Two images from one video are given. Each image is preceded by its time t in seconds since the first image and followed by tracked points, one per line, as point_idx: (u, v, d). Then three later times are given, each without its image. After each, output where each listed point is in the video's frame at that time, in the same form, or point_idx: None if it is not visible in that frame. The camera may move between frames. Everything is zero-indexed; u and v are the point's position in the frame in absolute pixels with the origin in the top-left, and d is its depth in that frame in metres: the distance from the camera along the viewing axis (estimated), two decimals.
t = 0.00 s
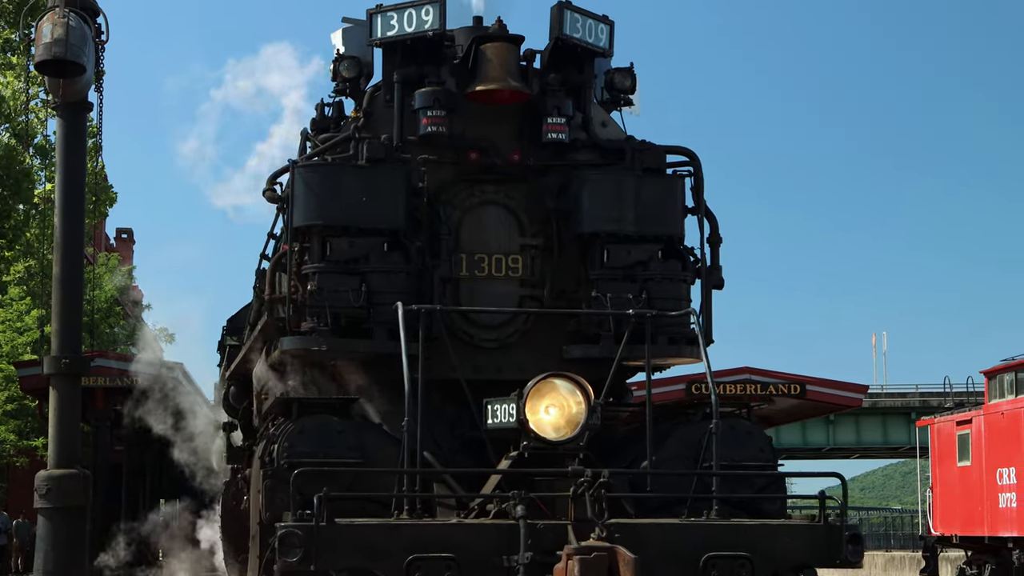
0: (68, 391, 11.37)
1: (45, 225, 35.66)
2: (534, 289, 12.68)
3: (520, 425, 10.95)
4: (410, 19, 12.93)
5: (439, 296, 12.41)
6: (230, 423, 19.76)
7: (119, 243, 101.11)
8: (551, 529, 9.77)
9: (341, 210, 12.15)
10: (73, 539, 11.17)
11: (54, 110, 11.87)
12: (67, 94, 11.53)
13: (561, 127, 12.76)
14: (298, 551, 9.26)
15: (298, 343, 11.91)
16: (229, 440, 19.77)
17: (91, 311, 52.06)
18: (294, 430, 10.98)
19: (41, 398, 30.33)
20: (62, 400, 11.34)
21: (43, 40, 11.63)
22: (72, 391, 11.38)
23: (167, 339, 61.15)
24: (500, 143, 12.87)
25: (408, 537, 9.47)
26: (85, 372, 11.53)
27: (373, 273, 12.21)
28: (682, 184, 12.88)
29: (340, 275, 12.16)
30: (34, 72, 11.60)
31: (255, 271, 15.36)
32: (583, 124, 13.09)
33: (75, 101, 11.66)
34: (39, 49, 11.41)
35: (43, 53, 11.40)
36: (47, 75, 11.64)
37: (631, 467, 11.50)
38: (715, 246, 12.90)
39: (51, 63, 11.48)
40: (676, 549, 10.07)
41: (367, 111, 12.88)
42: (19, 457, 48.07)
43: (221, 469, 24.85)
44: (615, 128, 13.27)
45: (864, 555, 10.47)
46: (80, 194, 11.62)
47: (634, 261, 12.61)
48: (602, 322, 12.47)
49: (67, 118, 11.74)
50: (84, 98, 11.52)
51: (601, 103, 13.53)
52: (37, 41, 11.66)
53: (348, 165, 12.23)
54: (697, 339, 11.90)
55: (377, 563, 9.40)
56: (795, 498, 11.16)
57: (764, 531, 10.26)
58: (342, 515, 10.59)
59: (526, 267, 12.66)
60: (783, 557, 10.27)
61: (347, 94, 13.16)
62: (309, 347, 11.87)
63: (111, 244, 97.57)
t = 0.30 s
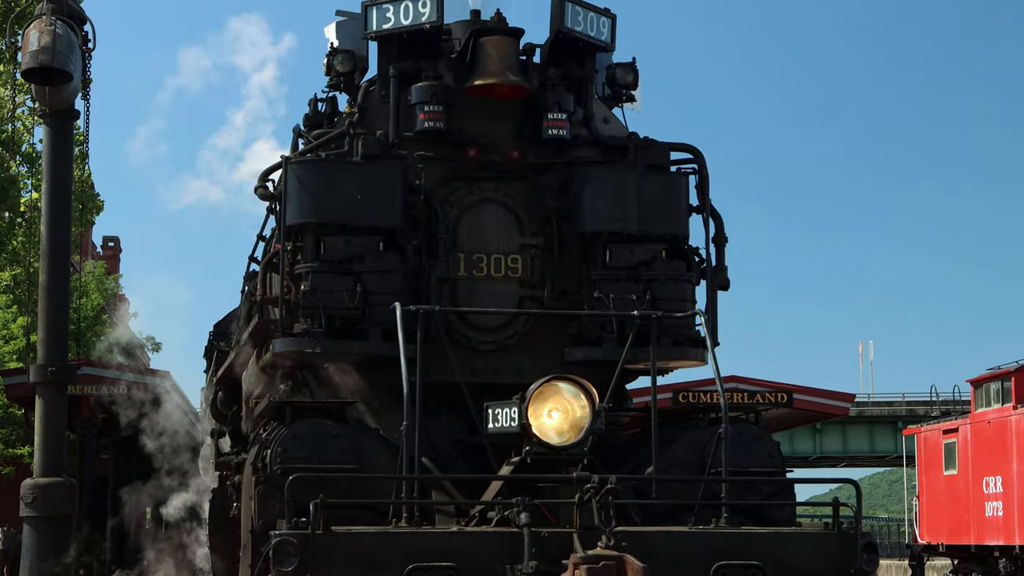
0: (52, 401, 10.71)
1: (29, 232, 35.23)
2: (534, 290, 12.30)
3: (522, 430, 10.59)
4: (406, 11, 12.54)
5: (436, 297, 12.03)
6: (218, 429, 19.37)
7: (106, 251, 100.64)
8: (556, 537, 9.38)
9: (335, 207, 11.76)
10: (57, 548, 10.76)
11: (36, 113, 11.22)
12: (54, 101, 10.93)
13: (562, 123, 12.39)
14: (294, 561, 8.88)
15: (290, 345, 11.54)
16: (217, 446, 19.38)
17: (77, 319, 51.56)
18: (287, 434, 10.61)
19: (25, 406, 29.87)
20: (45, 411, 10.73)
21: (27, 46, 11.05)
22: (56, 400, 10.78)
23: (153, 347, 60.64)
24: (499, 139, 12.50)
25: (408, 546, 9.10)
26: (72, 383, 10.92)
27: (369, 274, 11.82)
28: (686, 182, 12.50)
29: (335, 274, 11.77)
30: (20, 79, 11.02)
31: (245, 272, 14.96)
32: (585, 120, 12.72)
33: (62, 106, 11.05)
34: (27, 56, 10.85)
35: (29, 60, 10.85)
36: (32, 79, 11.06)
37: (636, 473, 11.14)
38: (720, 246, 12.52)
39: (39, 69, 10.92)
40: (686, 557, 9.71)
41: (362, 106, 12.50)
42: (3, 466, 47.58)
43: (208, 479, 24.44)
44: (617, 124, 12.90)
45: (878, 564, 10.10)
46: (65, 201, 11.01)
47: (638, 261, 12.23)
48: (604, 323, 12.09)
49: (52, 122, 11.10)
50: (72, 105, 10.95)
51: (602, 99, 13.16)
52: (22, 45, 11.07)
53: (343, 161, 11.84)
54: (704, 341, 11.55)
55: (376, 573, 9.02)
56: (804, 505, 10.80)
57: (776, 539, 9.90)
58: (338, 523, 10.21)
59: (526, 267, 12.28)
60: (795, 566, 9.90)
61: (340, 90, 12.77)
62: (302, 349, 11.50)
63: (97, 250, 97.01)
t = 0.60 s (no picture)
0: (41, 408, 10.27)
1: (16, 237, 34.80)
2: (536, 289, 11.93)
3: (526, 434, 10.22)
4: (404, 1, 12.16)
5: (435, 296, 11.65)
6: (208, 434, 18.98)
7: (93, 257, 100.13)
8: (563, 543, 8.99)
9: (331, 202, 11.36)
10: (44, 556, 10.35)
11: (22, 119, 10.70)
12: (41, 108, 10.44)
13: (565, 116, 12.02)
14: (290, 568, 8.49)
15: (284, 345, 11.16)
16: (206, 451, 18.99)
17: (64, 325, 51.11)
18: (282, 437, 10.25)
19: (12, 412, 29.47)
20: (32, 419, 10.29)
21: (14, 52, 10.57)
22: (43, 409, 10.33)
23: (140, 355, 60.14)
24: (499, 133, 12.12)
25: (409, 553, 8.72)
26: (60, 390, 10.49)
27: (366, 272, 11.44)
28: (693, 177, 12.13)
29: (330, 272, 11.37)
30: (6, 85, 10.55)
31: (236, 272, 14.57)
32: (588, 114, 12.35)
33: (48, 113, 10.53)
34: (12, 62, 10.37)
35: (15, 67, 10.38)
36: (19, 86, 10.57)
37: (642, 478, 10.77)
38: (728, 243, 12.15)
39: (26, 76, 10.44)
40: (697, 565, 9.33)
41: (358, 99, 12.11)
42: None
43: (196, 485, 24.05)
44: (620, 118, 12.53)
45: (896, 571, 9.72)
46: (53, 207, 10.51)
47: (643, 258, 11.85)
48: (609, 323, 11.72)
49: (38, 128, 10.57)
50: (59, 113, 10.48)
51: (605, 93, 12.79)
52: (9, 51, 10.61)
53: (339, 155, 11.45)
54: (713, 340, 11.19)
55: None
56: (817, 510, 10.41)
57: (792, 546, 9.52)
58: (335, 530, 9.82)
59: (527, 265, 11.91)
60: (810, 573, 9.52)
61: (336, 82, 12.38)
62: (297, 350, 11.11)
63: (85, 260, 96.25)
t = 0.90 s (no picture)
0: (27, 417, 9.93)
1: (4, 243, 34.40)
2: (539, 289, 11.54)
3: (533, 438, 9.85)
4: None
5: (435, 296, 11.26)
6: (198, 441, 18.59)
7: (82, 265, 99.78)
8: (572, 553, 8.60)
9: (329, 199, 10.97)
10: (31, 566, 9.98)
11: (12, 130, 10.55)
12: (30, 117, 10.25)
13: (569, 111, 11.64)
14: None
15: (279, 346, 10.78)
16: (196, 458, 18.61)
17: (52, 333, 50.67)
18: (278, 442, 9.97)
19: None
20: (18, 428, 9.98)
21: None
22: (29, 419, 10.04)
23: (128, 363, 59.63)
24: (501, 129, 11.74)
25: (412, 562, 8.33)
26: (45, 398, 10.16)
27: (364, 271, 11.05)
28: (701, 174, 11.75)
29: (327, 271, 10.98)
30: None
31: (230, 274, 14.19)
32: (592, 109, 11.97)
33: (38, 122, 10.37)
34: None
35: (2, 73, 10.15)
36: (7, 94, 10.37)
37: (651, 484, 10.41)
38: (737, 242, 11.77)
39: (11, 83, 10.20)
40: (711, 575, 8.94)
41: (356, 93, 11.72)
42: None
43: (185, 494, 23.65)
44: (626, 114, 12.15)
45: None
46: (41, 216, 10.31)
47: (650, 258, 11.47)
48: (615, 324, 11.34)
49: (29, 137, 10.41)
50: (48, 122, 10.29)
51: (610, 87, 12.42)
52: None
53: (336, 151, 11.06)
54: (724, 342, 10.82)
55: None
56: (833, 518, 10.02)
57: (808, 556, 9.15)
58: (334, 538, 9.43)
59: (530, 265, 11.52)
60: None
61: (333, 76, 12.00)
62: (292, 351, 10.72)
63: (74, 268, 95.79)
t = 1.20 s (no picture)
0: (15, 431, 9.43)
1: None
2: (544, 291, 11.16)
3: (542, 445, 9.48)
4: None
5: (437, 299, 10.89)
6: (189, 451, 18.20)
7: (71, 276, 99.08)
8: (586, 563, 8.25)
9: (328, 197, 10.59)
10: None
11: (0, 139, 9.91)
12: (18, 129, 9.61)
13: (575, 108, 11.26)
14: None
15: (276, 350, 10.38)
16: (188, 468, 18.21)
17: (40, 345, 50.21)
18: (275, 449, 9.64)
19: None
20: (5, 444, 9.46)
21: None
22: (18, 432, 9.53)
23: (117, 375, 59.11)
24: (505, 126, 11.35)
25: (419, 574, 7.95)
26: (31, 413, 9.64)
27: (363, 272, 10.66)
28: (712, 173, 11.38)
29: (326, 272, 10.59)
30: None
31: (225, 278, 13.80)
32: (599, 106, 11.59)
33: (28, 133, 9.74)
34: None
35: None
36: None
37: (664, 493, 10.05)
38: (748, 243, 11.41)
39: None
40: None
41: (355, 89, 11.33)
42: None
43: (175, 504, 23.24)
44: (633, 111, 11.78)
45: None
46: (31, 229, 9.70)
47: (659, 259, 11.10)
48: (623, 328, 10.96)
49: (17, 149, 9.78)
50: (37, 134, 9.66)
51: (617, 83, 12.04)
52: None
53: (335, 148, 10.68)
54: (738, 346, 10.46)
55: None
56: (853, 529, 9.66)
57: (831, 567, 8.79)
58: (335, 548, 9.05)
59: (535, 266, 11.15)
60: None
61: (330, 71, 11.62)
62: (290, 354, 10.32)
63: (63, 280, 95.30)
